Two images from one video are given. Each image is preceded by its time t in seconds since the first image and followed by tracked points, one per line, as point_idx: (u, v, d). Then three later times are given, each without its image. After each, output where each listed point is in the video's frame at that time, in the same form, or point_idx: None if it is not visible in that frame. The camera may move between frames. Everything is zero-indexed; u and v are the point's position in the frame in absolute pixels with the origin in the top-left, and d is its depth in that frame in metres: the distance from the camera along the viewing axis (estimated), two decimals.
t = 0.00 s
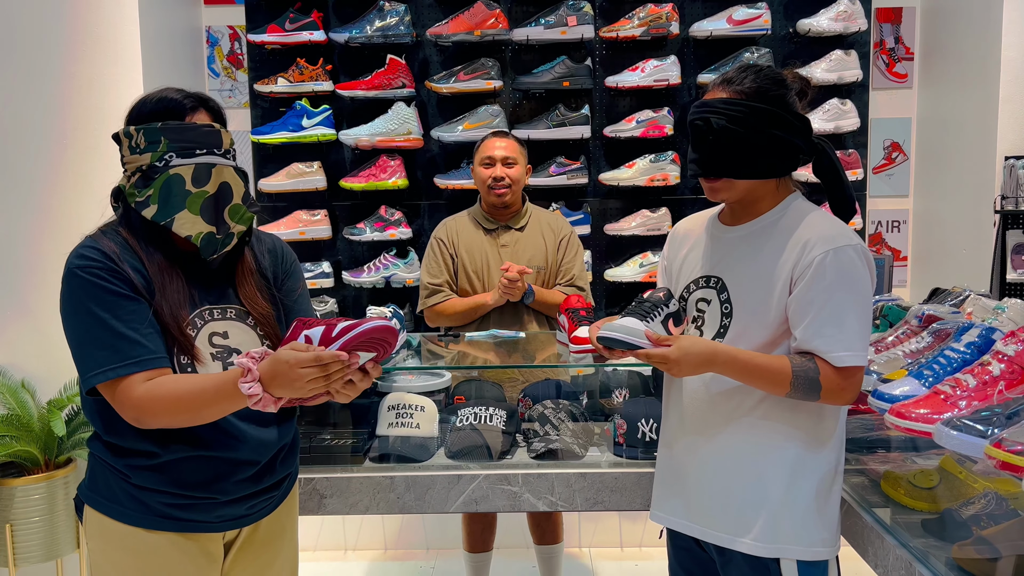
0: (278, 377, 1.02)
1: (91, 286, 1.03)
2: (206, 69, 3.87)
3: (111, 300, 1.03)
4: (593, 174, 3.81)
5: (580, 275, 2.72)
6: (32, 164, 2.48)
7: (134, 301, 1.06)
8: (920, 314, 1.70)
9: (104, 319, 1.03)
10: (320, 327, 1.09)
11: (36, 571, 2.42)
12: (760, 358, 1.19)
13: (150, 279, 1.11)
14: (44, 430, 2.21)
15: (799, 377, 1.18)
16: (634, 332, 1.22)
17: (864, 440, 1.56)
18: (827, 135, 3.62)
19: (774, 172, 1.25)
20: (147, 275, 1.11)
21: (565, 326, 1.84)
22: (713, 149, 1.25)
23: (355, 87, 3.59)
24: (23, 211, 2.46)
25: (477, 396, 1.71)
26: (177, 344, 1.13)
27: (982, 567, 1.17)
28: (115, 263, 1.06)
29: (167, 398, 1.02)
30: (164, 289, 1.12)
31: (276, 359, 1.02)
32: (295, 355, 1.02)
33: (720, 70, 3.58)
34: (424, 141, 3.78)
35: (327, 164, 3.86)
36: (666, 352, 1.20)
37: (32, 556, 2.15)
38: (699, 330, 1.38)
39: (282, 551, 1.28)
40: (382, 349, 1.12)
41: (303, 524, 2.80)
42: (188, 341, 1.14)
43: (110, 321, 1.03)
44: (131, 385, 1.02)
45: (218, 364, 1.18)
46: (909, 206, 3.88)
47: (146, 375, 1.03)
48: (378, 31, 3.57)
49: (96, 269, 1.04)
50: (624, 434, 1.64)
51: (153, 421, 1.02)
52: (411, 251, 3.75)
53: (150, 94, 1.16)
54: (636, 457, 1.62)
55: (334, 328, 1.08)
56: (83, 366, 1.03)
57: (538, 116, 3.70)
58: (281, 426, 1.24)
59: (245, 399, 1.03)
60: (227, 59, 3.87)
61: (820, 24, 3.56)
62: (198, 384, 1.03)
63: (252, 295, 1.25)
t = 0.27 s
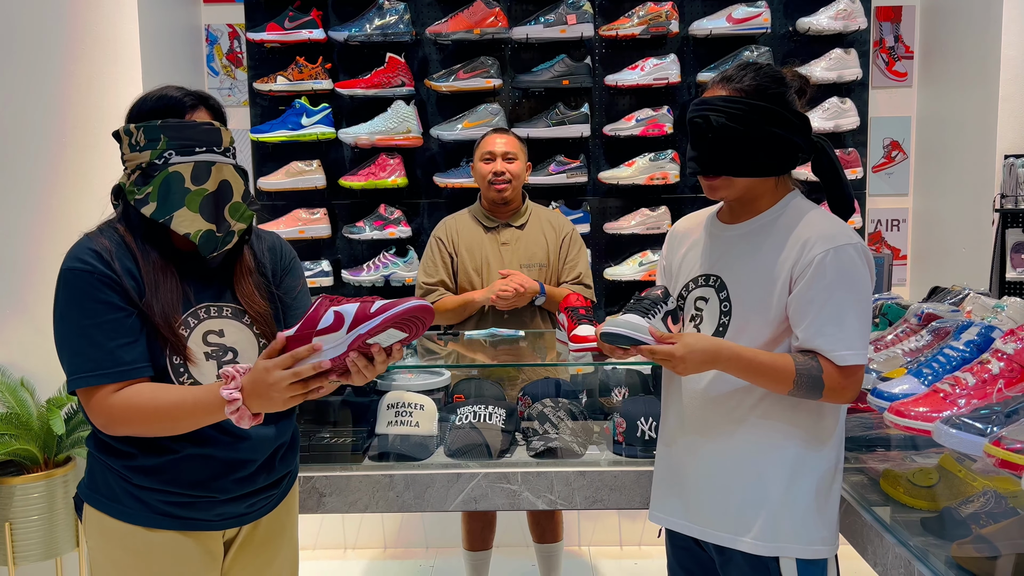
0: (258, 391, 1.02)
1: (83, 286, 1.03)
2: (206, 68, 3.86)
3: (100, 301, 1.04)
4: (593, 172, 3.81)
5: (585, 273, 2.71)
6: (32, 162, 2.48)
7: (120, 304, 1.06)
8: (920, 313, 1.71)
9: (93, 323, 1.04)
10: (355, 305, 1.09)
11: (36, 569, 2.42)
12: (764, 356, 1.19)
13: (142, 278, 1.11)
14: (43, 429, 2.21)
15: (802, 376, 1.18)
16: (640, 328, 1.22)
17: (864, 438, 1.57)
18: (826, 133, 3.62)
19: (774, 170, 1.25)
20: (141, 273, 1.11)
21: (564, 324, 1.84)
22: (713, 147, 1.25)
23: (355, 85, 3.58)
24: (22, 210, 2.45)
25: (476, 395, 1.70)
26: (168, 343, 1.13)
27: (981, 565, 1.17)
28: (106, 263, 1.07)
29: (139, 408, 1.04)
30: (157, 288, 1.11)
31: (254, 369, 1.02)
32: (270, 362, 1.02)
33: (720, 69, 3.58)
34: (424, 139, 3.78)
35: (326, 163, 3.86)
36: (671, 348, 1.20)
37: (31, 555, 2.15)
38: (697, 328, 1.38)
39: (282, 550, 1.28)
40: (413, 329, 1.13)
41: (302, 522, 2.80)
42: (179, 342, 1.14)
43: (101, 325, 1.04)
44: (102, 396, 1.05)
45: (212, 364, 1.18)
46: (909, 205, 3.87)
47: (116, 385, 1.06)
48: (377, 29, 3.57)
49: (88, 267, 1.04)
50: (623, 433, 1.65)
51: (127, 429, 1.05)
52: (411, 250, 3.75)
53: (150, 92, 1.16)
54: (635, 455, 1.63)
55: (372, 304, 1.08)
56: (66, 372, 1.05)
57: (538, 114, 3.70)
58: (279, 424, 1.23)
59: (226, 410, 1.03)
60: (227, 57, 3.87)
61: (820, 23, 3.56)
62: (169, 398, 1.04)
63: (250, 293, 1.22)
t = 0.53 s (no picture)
0: (236, 396, 1.03)
1: (81, 286, 1.04)
2: (205, 67, 3.86)
3: (100, 300, 1.05)
4: (592, 172, 3.81)
5: (588, 271, 2.71)
6: (32, 161, 2.48)
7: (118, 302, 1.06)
8: (919, 312, 1.70)
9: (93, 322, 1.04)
10: (353, 311, 1.11)
11: (35, 569, 2.41)
12: (766, 360, 1.19)
13: (141, 276, 1.11)
14: (42, 428, 2.21)
15: (805, 377, 1.18)
16: (642, 338, 1.20)
17: (864, 437, 1.57)
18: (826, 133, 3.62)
19: (773, 169, 1.25)
20: (139, 272, 1.11)
21: (564, 323, 1.83)
22: (712, 146, 1.25)
23: (354, 84, 3.58)
24: (21, 208, 2.45)
25: (475, 394, 1.69)
26: (167, 342, 1.12)
27: (981, 564, 1.17)
28: (105, 262, 1.07)
29: (136, 409, 1.04)
30: (156, 286, 1.11)
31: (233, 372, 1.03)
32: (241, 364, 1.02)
33: (719, 68, 3.57)
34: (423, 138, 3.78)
35: (326, 162, 3.86)
36: (675, 360, 1.19)
37: (30, 554, 2.15)
38: (698, 328, 1.38)
39: (281, 549, 1.27)
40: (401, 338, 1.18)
41: (302, 522, 2.80)
42: (178, 340, 1.13)
43: (100, 325, 1.04)
44: (98, 396, 1.05)
45: (212, 362, 1.17)
46: (908, 204, 3.87)
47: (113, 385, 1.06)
48: (376, 28, 3.56)
49: (86, 267, 1.04)
50: (623, 432, 1.65)
51: (122, 430, 1.05)
52: (410, 249, 3.75)
53: (146, 91, 1.16)
54: (634, 454, 1.63)
55: (372, 314, 1.11)
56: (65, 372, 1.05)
57: (537, 114, 3.70)
58: (276, 424, 1.23)
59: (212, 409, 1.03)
60: (226, 56, 3.86)
61: (819, 22, 3.56)
62: (166, 399, 1.04)
63: (250, 292, 1.23)
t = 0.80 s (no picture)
0: (232, 401, 1.02)
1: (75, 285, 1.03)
2: (204, 66, 3.86)
3: (93, 300, 1.04)
4: (591, 171, 3.81)
5: (590, 272, 2.70)
6: (30, 160, 2.47)
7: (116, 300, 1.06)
8: (919, 311, 1.70)
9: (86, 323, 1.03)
10: (356, 322, 1.15)
11: (34, 569, 2.41)
12: (759, 364, 1.19)
13: (136, 276, 1.11)
14: (41, 428, 2.20)
15: (800, 378, 1.18)
16: (631, 347, 1.20)
17: (863, 437, 1.56)
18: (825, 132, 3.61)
19: (770, 167, 1.25)
20: (134, 272, 1.11)
21: (564, 323, 1.83)
22: (710, 145, 1.25)
23: (353, 84, 3.57)
24: (19, 208, 2.44)
25: (475, 393, 1.67)
26: (162, 341, 1.12)
27: (981, 564, 1.17)
28: (100, 261, 1.07)
29: (134, 409, 1.03)
30: (151, 285, 1.11)
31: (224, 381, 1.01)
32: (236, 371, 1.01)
33: (718, 67, 3.57)
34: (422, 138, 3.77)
35: (325, 161, 3.85)
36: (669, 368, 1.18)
37: (28, 554, 2.14)
38: (697, 328, 1.37)
39: (279, 549, 1.27)
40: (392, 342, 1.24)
41: (301, 521, 2.80)
42: (174, 339, 1.13)
43: (95, 324, 1.04)
44: (98, 396, 1.04)
45: (207, 361, 1.16)
46: (908, 203, 3.87)
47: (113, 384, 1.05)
48: (375, 28, 3.56)
49: (80, 266, 1.04)
50: (622, 432, 1.64)
51: (122, 430, 1.05)
52: (409, 249, 3.75)
53: (139, 91, 1.16)
54: (633, 454, 1.63)
55: (375, 326, 1.17)
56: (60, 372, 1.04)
57: (536, 113, 3.70)
58: (273, 424, 1.23)
59: (205, 415, 1.03)
60: (224, 56, 3.86)
61: (818, 21, 3.56)
62: (164, 400, 1.03)
63: (245, 293, 1.22)
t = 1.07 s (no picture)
0: (243, 383, 1.03)
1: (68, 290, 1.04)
2: (202, 66, 3.85)
3: (85, 305, 1.04)
4: (591, 172, 3.80)
5: (597, 274, 2.71)
6: (30, 161, 2.47)
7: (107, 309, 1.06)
8: (918, 312, 1.71)
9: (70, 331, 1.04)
10: (362, 315, 1.16)
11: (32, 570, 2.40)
12: (752, 364, 1.19)
13: (131, 277, 1.10)
14: (39, 429, 2.19)
15: (793, 380, 1.18)
16: (620, 352, 1.21)
17: (862, 438, 1.56)
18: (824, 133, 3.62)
19: (769, 168, 1.25)
20: (129, 274, 1.11)
21: (563, 323, 1.83)
22: (709, 146, 1.25)
23: (352, 84, 3.57)
24: (18, 208, 2.44)
25: (474, 394, 1.70)
26: (157, 343, 1.12)
27: (980, 565, 1.16)
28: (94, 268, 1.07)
29: (128, 406, 1.03)
30: (146, 288, 1.11)
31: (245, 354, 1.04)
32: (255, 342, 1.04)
33: (717, 68, 3.57)
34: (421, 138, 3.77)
35: (323, 162, 3.85)
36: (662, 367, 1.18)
37: (27, 555, 2.14)
38: (697, 329, 1.37)
39: (277, 549, 1.27)
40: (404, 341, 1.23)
41: (299, 522, 2.79)
42: (169, 341, 1.13)
43: (89, 326, 1.03)
44: (87, 396, 1.04)
45: (203, 363, 1.16)
46: (906, 204, 3.88)
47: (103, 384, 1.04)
48: (374, 28, 3.56)
49: (75, 270, 1.04)
50: (621, 433, 1.64)
51: (113, 429, 1.04)
52: (408, 249, 3.74)
53: (134, 92, 1.16)
54: (633, 455, 1.62)
55: (380, 321, 1.17)
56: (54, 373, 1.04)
57: (535, 114, 3.70)
58: (271, 425, 1.23)
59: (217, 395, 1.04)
60: (223, 56, 3.85)
61: (817, 22, 3.56)
62: (158, 394, 1.03)
63: (241, 295, 1.21)
